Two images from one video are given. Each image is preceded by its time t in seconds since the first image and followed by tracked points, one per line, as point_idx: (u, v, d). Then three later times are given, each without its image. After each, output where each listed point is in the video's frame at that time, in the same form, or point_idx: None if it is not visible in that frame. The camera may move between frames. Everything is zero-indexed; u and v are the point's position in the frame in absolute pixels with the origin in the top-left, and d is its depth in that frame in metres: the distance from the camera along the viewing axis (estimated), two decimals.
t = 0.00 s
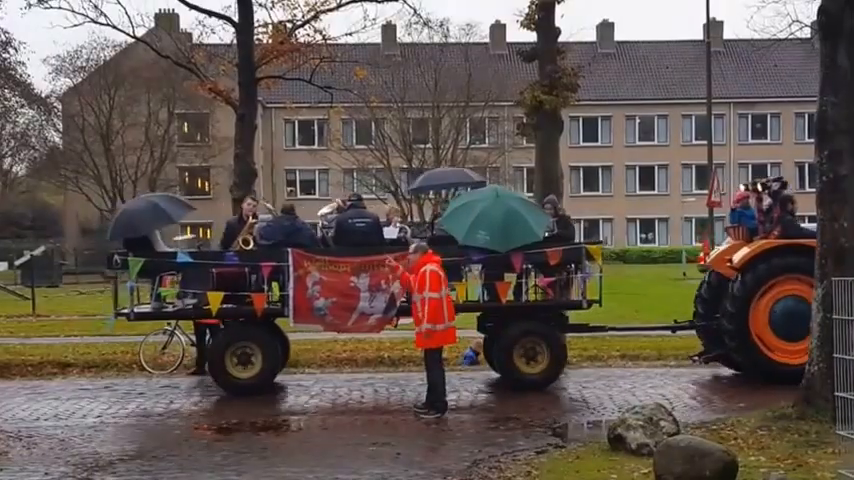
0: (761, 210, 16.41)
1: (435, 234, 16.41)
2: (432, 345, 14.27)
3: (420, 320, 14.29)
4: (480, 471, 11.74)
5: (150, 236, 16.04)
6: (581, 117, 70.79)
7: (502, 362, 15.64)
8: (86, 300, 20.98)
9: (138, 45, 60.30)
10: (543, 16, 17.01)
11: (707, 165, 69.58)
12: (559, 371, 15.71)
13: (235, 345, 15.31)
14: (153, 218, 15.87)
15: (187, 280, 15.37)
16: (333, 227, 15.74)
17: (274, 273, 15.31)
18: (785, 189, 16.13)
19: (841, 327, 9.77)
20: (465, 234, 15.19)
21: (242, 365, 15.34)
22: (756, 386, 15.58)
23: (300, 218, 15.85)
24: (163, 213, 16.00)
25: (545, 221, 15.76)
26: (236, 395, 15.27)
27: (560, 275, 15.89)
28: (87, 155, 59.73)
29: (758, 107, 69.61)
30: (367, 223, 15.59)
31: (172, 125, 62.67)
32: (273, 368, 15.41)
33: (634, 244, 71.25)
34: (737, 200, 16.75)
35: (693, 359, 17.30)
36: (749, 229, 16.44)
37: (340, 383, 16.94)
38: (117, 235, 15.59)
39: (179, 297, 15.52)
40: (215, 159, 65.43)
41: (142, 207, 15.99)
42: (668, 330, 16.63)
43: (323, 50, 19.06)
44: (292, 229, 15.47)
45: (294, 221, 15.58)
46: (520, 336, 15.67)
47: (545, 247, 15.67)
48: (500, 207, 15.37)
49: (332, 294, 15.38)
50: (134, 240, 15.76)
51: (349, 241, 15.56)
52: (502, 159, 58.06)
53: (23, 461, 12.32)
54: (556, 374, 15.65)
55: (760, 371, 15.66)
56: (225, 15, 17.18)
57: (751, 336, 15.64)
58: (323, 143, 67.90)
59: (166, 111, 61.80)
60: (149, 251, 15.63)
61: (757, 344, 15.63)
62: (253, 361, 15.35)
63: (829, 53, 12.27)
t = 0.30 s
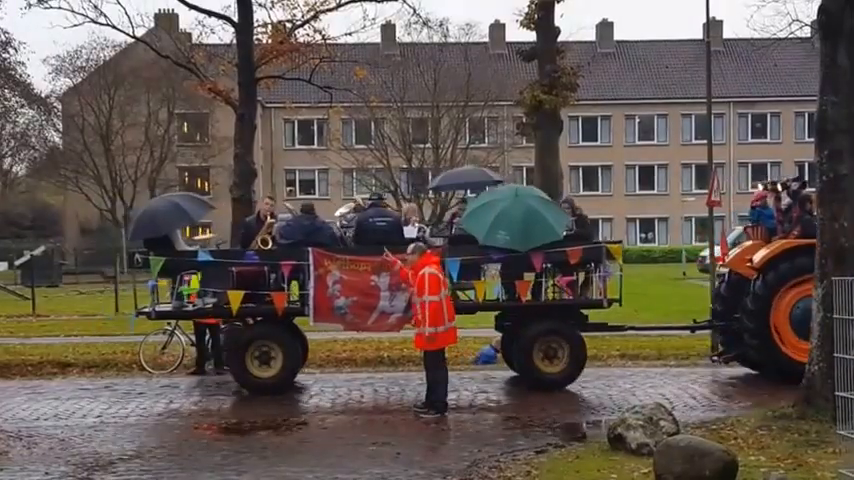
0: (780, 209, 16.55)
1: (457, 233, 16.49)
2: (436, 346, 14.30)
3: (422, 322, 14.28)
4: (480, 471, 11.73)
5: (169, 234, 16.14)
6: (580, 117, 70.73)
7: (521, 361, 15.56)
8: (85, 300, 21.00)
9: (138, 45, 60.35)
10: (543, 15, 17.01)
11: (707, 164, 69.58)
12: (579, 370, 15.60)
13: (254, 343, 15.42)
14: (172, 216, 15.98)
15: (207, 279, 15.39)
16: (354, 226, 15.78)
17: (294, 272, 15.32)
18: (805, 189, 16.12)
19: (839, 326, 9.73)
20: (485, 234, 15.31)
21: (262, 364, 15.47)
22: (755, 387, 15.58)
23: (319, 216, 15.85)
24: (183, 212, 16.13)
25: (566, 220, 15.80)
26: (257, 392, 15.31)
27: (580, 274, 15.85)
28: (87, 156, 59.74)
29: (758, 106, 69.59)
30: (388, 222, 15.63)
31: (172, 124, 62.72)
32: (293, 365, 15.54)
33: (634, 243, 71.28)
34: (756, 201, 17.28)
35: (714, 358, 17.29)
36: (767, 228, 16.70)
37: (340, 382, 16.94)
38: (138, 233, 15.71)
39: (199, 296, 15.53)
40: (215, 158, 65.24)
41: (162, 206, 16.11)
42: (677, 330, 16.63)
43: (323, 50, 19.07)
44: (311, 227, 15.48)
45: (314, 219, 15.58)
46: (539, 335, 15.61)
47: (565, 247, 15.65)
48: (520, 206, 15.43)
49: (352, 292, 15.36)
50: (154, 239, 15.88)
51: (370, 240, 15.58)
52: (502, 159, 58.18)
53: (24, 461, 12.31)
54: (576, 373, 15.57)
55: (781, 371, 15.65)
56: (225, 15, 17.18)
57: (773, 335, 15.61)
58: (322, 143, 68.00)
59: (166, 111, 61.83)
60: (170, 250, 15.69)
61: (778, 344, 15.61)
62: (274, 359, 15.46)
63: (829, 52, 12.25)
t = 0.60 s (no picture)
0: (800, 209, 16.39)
1: (476, 232, 16.48)
2: (435, 346, 14.28)
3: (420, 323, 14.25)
4: (480, 471, 11.71)
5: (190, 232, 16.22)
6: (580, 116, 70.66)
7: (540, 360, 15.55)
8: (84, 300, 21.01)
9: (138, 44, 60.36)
10: (542, 15, 17.00)
11: (707, 164, 69.53)
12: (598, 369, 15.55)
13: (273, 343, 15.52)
14: (194, 214, 16.03)
15: (227, 278, 15.44)
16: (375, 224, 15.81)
17: (315, 270, 15.33)
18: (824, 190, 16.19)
19: (838, 326, 9.72)
20: (505, 233, 15.33)
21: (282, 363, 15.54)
22: (754, 386, 15.55)
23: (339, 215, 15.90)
24: (204, 211, 16.11)
25: (584, 218, 15.88)
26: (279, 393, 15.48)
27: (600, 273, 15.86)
28: (87, 156, 59.74)
29: (757, 105, 69.52)
30: (409, 222, 15.64)
31: (172, 125, 62.72)
32: (314, 363, 15.62)
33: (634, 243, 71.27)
34: (773, 200, 17.04)
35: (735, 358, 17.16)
36: (786, 228, 16.58)
37: (340, 382, 16.92)
38: (159, 232, 15.83)
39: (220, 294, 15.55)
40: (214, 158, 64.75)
41: (183, 204, 16.12)
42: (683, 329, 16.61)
43: (322, 49, 19.05)
44: (331, 226, 15.51)
45: (334, 218, 15.63)
46: (559, 334, 15.61)
47: (584, 245, 15.68)
48: (540, 204, 15.49)
49: (372, 291, 15.35)
50: (175, 237, 15.96)
51: (390, 238, 15.64)
52: (501, 159, 58.18)
53: (23, 460, 12.31)
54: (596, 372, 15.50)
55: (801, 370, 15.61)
56: (225, 15, 17.17)
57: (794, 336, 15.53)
58: (322, 142, 67.97)
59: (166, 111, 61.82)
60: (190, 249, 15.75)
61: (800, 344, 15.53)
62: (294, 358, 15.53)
63: (830, 51, 12.24)
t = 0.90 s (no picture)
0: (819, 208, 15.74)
1: (496, 231, 16.43)
2: (436, 345, 14.28)
3: (420, 323, 14.20)
4: (479, 470, 11.72)
5: (210, 231, 16.16)
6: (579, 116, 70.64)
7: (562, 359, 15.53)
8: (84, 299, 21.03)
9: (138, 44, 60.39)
10: (541, 14, 16.99)
11: (707, 163, 69.46)
12: (619, 368, 15.54)
13: (295, 343, 15.67)
14: (214, 213, 15.92)
15: (249, 278, 15.45)
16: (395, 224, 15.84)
17: (336, 270, 15.34)
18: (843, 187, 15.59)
19: (838, 325, 9.70)
20: (526, 232, 15.31)
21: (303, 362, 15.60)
22: (753, 386, 15.55)
23: (359, 215, 15.92)
24: (223, 208, 15.97)
25: (605, 218, 15.87)
26: (301, 393, 15.50)
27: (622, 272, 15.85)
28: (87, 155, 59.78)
29: (757, 105, 69.48)
30: (430, 221, 15.76)
31: (172, 125, 62.73)
32: (334, 362, 15.67)
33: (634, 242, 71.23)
34: (790, 199, 16.25)
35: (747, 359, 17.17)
36: (806, 227, 15.98)
37: (340, 382, 16.91)
38: (179, 231, 15.71)
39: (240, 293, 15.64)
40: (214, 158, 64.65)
41: (203, 203, 16.02)
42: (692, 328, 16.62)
43: (322, 49, 19.04)
44: (352, 226, 15.54)
45: (355, 218, 15.65)
46: (580, 333, 15.62)
47: (606, 245, 15.66)
48: (561, 204, 15.46)
49: (393, 291, 15.34)
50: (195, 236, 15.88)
51: (412, 237, 15.68)
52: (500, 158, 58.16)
53: (24, 460, 12.31)
54: (617, 371, 15.49)
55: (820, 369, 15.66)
56: (224, 14, 17.14)
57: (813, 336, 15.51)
58: (321, 143, 67.95)
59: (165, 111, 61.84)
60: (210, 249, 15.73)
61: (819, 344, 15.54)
62: (315, 358, 15.60)
63: (831, 51, 12.22)
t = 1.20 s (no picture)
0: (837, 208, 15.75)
1: (516, 229, 16.40)
2: (438, 344, 14.22)
3: (422, 319, 14.10)
4: (479, 470, 11.72)
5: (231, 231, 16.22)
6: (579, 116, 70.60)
7: (581, 358, 15.50)
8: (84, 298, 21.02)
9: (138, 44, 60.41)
10: (541, 14, 16.98)
11: (707, 163, 69.42)
12: (639, 367, 15.56)
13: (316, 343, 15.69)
14: (234, 213, 15.97)
15: (269, 278, 15.47)
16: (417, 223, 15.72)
17: (356, 270, 15.39)
18: None
19: (839, 325, 9.69)
20: (547, 231, 15.28)
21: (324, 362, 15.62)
22: (754, 385, 15.54)
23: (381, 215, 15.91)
24: (243, 209, 16.01)
25: (626, 218, 15.82)
26: (321, 392, 15.50)
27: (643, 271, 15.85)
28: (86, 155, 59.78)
29: (757, 104, 69.48)
30: (451, 221, 15.64)
31: (172, 125, 62.75)
32: (356, 361, 15.67)
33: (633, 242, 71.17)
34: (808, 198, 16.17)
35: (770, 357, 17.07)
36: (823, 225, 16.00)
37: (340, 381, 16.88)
38: (200, 232, 15.80)
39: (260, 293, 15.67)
40: (213, 158, 64.44)
41: (224, 203, 16.08)
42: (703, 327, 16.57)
43: (321, 49, 19.02)
44: (372, 226, 15.54)
45: (375, 218, 15.62)
46: (600, 332, 15.61)
47: (626, 245, 15.62)
48: (582, 203, 15.41)
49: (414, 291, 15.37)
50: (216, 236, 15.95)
51: (433, 237, 15.57)
52: (500, 158, 58.11)
53: (25, 459, 12.32)
54: (637, 370, 15.51)
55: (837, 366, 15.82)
56: (224, 14, 17.11)
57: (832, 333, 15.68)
58: (321, 142, 67.91)
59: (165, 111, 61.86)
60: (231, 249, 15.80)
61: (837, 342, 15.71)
62: (336, 357, 15.64)
63: (832, 50, 12.21)
